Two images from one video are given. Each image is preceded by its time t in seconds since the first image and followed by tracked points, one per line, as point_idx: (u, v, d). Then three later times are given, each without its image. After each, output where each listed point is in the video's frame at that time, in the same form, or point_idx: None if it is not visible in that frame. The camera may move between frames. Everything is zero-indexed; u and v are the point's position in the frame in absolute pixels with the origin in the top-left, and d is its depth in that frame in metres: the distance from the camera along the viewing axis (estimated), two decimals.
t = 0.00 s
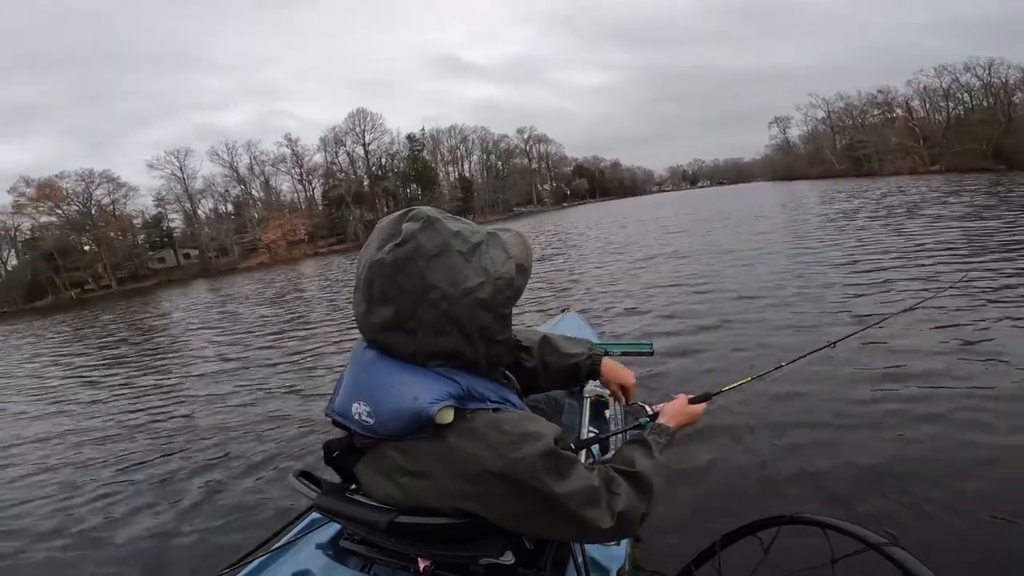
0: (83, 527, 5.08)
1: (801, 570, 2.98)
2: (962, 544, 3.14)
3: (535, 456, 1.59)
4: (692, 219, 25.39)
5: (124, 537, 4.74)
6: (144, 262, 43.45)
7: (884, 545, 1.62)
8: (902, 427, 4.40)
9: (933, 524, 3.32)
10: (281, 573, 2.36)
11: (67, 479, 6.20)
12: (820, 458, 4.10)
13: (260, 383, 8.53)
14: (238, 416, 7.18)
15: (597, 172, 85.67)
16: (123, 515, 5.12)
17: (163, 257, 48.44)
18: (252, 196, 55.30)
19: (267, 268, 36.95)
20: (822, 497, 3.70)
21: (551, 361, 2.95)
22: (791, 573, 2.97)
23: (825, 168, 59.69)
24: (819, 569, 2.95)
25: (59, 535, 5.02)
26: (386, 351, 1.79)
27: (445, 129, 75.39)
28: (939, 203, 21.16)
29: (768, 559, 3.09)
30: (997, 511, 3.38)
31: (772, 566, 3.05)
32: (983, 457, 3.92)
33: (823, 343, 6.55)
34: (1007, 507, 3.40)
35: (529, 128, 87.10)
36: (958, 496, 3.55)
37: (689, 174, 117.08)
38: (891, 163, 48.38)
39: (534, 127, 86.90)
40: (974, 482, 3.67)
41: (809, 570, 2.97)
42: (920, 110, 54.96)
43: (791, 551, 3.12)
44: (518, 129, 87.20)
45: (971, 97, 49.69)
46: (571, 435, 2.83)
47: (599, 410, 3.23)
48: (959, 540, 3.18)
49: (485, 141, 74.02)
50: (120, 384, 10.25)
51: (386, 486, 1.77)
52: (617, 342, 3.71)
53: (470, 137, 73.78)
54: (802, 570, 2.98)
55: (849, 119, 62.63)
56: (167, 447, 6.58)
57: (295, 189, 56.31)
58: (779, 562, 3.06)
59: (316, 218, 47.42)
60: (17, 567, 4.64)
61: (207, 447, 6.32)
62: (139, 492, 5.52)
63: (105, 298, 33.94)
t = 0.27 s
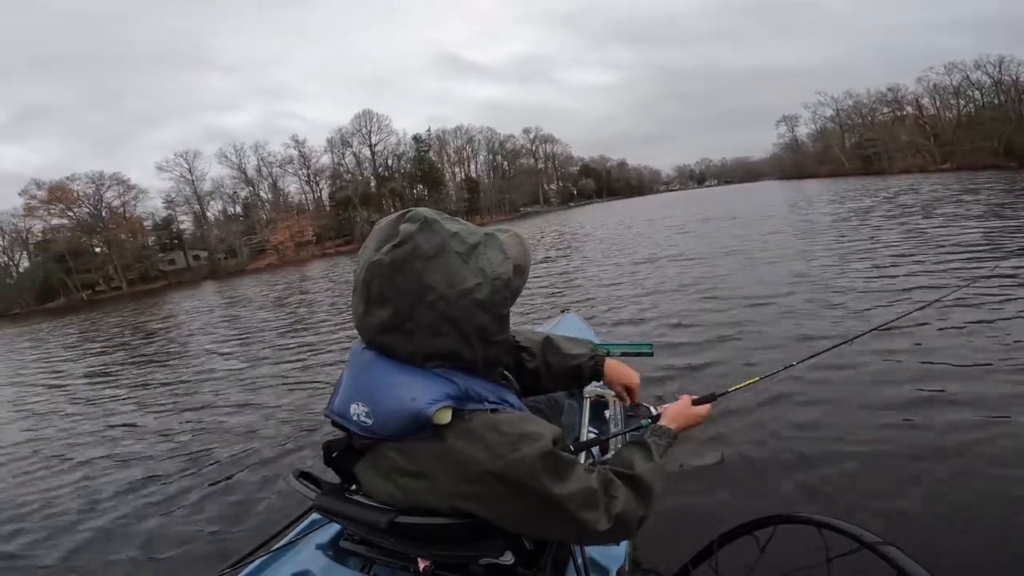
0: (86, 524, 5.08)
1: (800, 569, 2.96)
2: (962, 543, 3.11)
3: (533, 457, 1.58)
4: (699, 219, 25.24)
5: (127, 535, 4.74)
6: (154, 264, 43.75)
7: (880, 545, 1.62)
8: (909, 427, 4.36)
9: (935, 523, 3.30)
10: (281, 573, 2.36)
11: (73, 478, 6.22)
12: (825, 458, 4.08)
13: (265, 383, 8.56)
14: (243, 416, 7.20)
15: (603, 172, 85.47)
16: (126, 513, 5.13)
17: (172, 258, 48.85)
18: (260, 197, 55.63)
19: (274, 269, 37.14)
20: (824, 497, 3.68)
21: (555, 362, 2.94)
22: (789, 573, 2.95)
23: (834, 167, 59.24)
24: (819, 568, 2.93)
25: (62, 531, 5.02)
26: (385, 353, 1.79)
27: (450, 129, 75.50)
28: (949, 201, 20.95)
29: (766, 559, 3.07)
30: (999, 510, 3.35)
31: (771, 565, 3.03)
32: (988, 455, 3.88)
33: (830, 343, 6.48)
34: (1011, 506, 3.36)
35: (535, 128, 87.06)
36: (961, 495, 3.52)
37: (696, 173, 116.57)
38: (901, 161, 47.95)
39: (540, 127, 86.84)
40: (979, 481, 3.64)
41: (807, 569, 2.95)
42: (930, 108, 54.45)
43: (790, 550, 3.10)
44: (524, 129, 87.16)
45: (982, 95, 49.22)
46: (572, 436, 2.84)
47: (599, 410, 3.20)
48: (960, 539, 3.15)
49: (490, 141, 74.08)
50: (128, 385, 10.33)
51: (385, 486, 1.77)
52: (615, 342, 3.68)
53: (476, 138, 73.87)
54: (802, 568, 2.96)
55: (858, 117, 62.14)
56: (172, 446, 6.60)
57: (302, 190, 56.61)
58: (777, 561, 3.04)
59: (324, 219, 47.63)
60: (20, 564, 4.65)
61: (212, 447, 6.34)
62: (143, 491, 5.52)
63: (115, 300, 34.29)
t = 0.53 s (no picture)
0: (92, 523, 5.11)
1: (800, 570, 2.94)
2: (967, 544, 3.07)
3: (533, 459, 1.57)
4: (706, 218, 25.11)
5: (133, 535, 4.76)
6: (164, 263, 44.08)
7: (881, 545, 1.61)
8: (916, 427, 4.31)
9: (937, 523, 3.26)
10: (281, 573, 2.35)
11: (80, 476, 6.27)
12: (829, 459, 4.05)
13: (271, 383, 8.60)
14: (249, 415, 7.23)
15: (610, 170, 85.26)
16: (132, 512, 5.16)
17: (182, 257, 49.35)
18: (268, 197, 56.02)
19: (282, 268, 37.39)
20: (828, 498, 3.64)
21: (558, 362, 2.93)
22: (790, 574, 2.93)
23: (844, 165, 58.79)
24: (818, 569, 2.91)
25: (69, 531, 5.06)
26: (385, 352, 1.78)
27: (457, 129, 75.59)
28: (961, 200, 20.72)
29: (766, 560, 3.04)
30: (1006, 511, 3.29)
31: (771, 566, 3.01)
32: (997, 456, 3.82)
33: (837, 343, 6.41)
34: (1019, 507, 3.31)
35: (542, 128, 87.02)
36: (966, 495, 3.47)
37: (704, 172, 116.09)
38: (912, 159, 47.50)
39: (546, 126, 86.76)
40: (986, 482, 3.58)
41: (808, 569, 2.93)
42: (941, 106, 53.87)
43: (790, 551, 3.08)
44: (530, 128, 87.14)
45: (994, 93, 48.66)
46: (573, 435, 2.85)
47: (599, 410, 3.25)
48: (965, 540, 3.11)
49: (497, 140, 74.12)
50: (136, 384, 10.41)
51: (385, 486, 1.77)
52: (616, 342, 3.75)
53: (482, 137, 73.94)
54: (802, 568, 2.93)
55: (868, 115, 61.60)
56: (178, 445, 6.64)
57: (310, 189, 56.93)
58: (778, 562, 3.02)
59: (331, 218, 47.85)
60: (27, 562, 4.68)
61: (217, 446, 6.36)
62: (149, 490, 5.55)
63: (126, 299, 34.67)
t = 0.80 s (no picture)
0: (97, 522, 5.13)
1: (799, 570, 2.92)
2: (970, 545, 3.03)
3: (532, 459, 1.57)
4: (713, 218, 24.94)
5: (136, 534, 4.77)
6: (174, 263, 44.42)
7: (878, 544, 1.61)
8: (922, 427, 4.27)
9: (939, 524, 3.23)
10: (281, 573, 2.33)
11: (86, 476, 6.30)
12: (835, 459, 4.01)
13: (276, 383, 8.62)
14: (254, 415, 7.25)
15: (617, 169, 84.99)
16: (137, 512, 5.17)
17: (192, 258, 49.75)
18: (276, 197, 56.34)
19: (290, 268, 37.59)
20: (833, 499, 3.61)
21: (559, 363, 2.92)
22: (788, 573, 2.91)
23: (854, 163, 58.25)
24: (817, 569, 2.89)
25: (74, 530, 5.08)
26: (386, 353, 1.79)
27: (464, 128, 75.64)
28: (973, 199, 20.47)
29: (765, 560, 3.02)
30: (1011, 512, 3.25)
31: (770, 566, 2.98)
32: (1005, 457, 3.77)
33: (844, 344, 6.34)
34: None
35: (548, 127, 86.87)
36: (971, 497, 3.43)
37: (713, 171, 115.48)
38: (923, 157, 46.96)
39: (553, 125, 86.63)
40: (992, 483, 3.54)
41: (807, 569, 2.90)
42: (953, 104, 53.20)
43: (789, 551, 3.06)
44: (537, 127, 87.04)
45: (1006, 90, 48.04)
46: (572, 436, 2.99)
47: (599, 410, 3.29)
48: (969, 541, 3.08)
49: (503, 139, 74.10)
50: (144, 385, 10.47)
51: (385, 486, 1.77)
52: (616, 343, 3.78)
53: (489, 136, 73.96)
54: (802, 568, 2.91)
55: (879, 113, 60.96)
56: (183, 446, 6.66)
57: (317, 190, 57.18)
58: (776, 561, 2.99)
59: (338, 219, 48.03)
60: (33, 560, 4.71)
61: (222, 447, 6.38)
62: (154, 490, 5.57)
63: (135, 299, 34.96)
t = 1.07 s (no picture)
0: (104, 520, 5.16)
1: (800, 570, 2.90)
2: (973, 547, 3.01)
3: (532, 460, 1.56)
4: (721, 217, 24.75)
5: (142, 532, 4.79)
6: (183, 260, 44.77)
7: (881, 545, 1.60)
8: (931, 429, 4.20)
9: (942, 526, 3.20)
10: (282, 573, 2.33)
11: (93, 474, 6.34)
12: (840, 459, 3.97)
13: (282, 382, 8.64)
14: (259, 414, 7.26)
15: (625, 168, 84.65)
16: (142, 511, 5.20)
17: (201, 255, 50.13)
18: (284, 195, 56.62)
19: (297, 265, 37.76)
20: (837, 499, 3.58)
21: (561, 365, 2.91)
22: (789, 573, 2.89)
23: (864, 162, 57.69)
24: (817, 568, 2.88)
25: (80, 528, 5.10)
26: (388, 352, 1.78)
27: (471, 126, 75.61)
28: (985, 199, 20.21)
29: (765, 560, 3.01)
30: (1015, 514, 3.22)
31: (771, 566, 2.97)
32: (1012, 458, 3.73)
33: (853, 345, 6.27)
34: None
35: (556, 125, 86.67)
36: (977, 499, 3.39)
37: (721, 169, 114.80)
38: (935, 157, 46.42)
39: (560, 123, 86.41)
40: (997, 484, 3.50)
41: (808, 569, 2.89)
42: (966, 103, 52.49)
43: (790, 551, 3.04)
44: (544, 125, 86.85)
45: (1021, 88, 47.37)
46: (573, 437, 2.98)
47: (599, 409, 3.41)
48: (974, 543, 3.04)
49: (510, 138, 74.01)
50: (151, 382, 10.53)
51: (385, 486, 1.77)
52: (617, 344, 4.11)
53: (496, 134, 73.90)
54: (802, 568, 2.90)
55: (890, 112, 60.30)
56: (189, 445, 6.69)
57: (325, 187, 57.38)
58: (777, 562, 2.98)
59: (346, 216, 48.18)
60: (37, 559, 4.72)
61: (226, 446, 6.39)
62: (159, 488, 5.59)
63: (144, 296, 35.25)
